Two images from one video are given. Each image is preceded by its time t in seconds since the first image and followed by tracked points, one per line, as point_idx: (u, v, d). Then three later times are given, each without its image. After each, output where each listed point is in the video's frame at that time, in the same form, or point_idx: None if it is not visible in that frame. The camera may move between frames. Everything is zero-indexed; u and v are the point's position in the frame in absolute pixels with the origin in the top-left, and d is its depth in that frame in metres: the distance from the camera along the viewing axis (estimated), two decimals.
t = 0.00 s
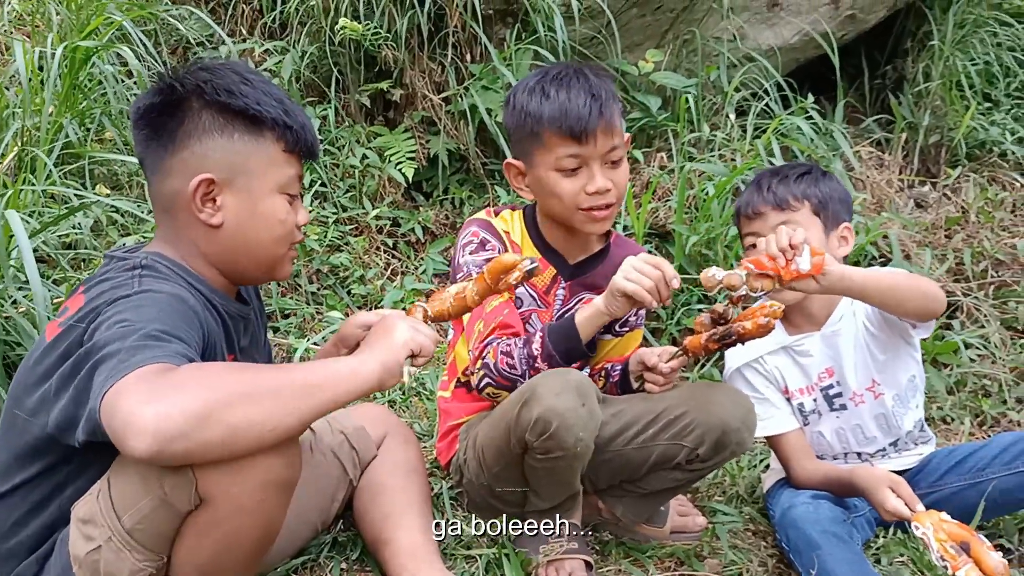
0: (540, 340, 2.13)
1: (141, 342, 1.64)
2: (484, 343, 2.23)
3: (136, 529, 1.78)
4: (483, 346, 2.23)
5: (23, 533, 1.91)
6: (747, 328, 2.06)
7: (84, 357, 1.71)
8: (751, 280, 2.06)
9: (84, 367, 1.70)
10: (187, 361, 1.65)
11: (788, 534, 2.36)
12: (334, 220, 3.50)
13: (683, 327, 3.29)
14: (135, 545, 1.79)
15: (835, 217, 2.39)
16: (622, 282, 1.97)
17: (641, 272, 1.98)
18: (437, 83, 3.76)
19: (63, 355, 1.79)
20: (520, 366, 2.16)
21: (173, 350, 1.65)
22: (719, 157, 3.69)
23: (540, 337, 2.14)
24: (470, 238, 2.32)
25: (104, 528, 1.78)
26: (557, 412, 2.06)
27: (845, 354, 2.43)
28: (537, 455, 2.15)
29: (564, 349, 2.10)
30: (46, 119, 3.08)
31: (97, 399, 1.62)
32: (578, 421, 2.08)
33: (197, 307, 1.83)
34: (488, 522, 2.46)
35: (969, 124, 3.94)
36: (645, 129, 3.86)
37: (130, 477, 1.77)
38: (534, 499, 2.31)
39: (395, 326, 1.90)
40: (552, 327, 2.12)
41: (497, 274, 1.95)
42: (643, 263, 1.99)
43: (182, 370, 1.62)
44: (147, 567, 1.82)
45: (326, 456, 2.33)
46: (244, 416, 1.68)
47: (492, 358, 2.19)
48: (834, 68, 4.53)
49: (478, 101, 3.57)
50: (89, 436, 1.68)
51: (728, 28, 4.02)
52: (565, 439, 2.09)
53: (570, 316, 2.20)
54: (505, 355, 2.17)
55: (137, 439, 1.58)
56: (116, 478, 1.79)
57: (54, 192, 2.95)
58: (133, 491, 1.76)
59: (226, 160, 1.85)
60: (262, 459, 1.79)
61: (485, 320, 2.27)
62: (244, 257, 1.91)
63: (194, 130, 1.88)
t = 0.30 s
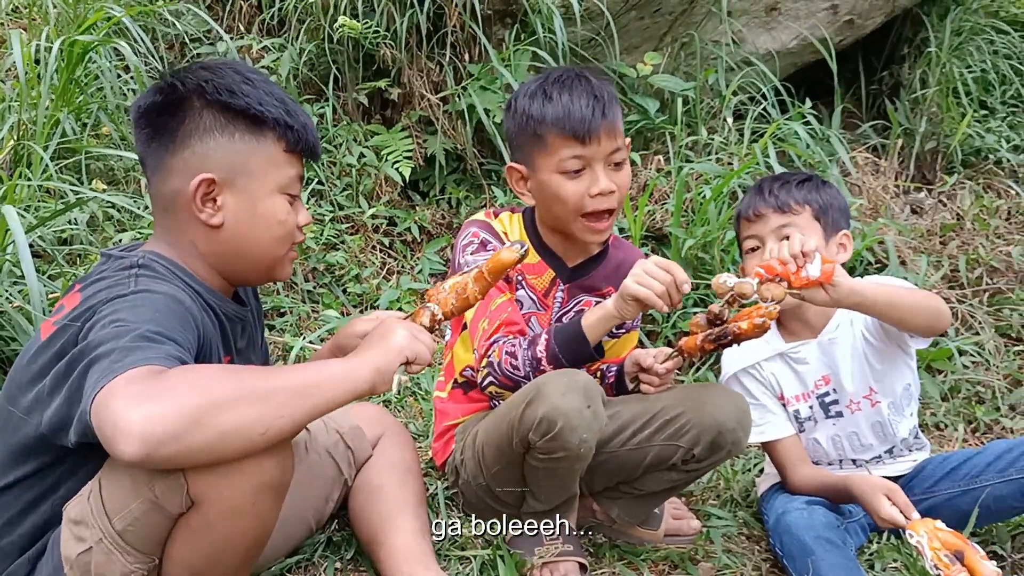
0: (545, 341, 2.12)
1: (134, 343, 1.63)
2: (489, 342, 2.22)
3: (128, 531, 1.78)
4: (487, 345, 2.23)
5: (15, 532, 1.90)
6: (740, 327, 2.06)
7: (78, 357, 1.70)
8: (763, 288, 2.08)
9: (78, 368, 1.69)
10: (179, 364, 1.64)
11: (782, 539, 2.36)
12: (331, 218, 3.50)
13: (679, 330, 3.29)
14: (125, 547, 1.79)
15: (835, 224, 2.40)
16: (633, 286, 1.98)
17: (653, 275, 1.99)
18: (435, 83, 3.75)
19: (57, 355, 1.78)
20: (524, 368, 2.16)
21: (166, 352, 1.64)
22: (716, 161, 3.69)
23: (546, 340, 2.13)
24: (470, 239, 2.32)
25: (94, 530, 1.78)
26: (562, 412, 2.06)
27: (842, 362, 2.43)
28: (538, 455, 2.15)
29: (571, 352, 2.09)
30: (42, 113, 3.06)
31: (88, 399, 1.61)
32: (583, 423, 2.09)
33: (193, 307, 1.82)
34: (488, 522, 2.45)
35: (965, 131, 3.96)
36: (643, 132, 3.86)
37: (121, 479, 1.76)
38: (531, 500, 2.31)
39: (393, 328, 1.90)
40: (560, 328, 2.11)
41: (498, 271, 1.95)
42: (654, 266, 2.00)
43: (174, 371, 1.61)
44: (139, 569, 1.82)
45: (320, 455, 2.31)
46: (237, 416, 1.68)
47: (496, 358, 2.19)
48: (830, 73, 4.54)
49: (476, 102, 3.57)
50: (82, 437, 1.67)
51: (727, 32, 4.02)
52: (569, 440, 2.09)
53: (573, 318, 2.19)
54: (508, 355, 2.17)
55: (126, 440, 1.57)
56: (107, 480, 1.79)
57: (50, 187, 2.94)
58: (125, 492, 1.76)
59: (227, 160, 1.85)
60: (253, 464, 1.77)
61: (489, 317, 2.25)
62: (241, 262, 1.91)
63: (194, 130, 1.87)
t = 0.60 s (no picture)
0: (550, 337, 2.11)
1: (134, 338, 1.62)
2: (495, 334, 2.22)
3: (122, 530, 1.77)
4: (494, 338, 2.22)
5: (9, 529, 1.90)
6: (741, 325, 2.04)
7: (74, 352, 1.69)
8: (779, 285, 2.04)
9: (75, 363, 1.68)
10: (180, 361, 1.63)
11: (779, 541, 2.36)
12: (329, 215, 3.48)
13: (678, 330, 3.29)
14: (120, 547, 1.78)
15: (837, 225, 2.40)
16: (645, 282, 1.97)
17: (665, 270, 1.98)
18: (434, 80, 3.74)
19: (53, 349, 1.77)
20: (527, 365, 2.15)
21: (165, 347, 1.63)
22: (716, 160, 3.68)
23: (551, 336, 2.11)
24: (474, 236, 2.31)
25: (88, 529, 1.77)
26: (564, 409, 2.06)
27: (843, 364, 2.43)
28: (538, 452, 2.14)
29: (576, 350, 2.08)
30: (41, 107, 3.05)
31: (86, 394, 1.59)
32: (585, 421, 2.08)
33: (191, 305, 1.82)
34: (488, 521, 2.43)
35: (965, 133, 3.96)
36: (643, 131, 3.85)
37: (116, 478, 1.75)
38: (529, 499, 2.30)
39: (399, 345, 1.90)
40: (568, 324, 2.09)
41: (497, 271, 1.93)
42: (667, 260, 1.98)
43: (174, 367, 1.60)
44: (133, 568, 1.81)
45: (317, 452, 2.30)
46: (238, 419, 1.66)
47: (502, 353, 2.19)
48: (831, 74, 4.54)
49: (476, 99, 3.56)
50: (78, 430, 1.66)
51: (728, 32, 4.02)
52: (569, 438, 2.09)
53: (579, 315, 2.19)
54: (513, 351, 2.17)
55: (126, 435, 1.55)
56: (101, 478, 1.77)
57: (49, 182, 2.92)
58: (120, 490, 1.75)
59: (223, 157, 1.84)
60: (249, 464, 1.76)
61: (495, 312, 2.26)
62: (239, 260, 1.90)
63: (191, 127, 1.86)
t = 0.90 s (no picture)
0: (558, 339, 2.13)
1: (141, 341, 1.63)
2: (501, 337, 2.22)
3: (123, 535, 1.78)
4: (500, 340, 2.22)
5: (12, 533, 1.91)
6: (745, 334, 2.07)
7: (79, 355, 1.70)
8: (792, 291, 2.06)
9: (79, 365, 1.69)
10: (189, 364, 1.64)
11: (779, 546, 2.36)
12: (332, 220, 3.49)
13: (679, 335, 3.29)
14: (121, 551, 1.79)
15: (840, 232, 2.40)
16: (657, 289, 1.98)
17: (673, 275, 1.99)
18: (437, 86, 3.76)
19: (57, 352, 1.78)
20: (534, 367, 2.16)
21: (173, 350, 1.64)
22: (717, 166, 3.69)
23: (557, 339, 2.13)
24: (482, 237, 2.30)
25: (90, 533, 1.78)
26: (566, 413, 2.07)
27: (847, 371, 2.43)
28: (540, 456, 2.15)
29: (584, 354, 2.10)
30: (46, 113, 3.06)
31: (93, 395, 1.60)
32: (586, 425, 2.08)
33: (195, 310, 1.83)
34: (488, 521, 2.45)
35: (967, 139, 3.97)
36: (645, 137, 3.86)
37: (119, 482, 1.76)
38: (530, 504, 2.32)
39: (409, 376, 1.84)
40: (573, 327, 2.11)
41: (500, 277, 1.93)
42: (674, 265, 1.99)
43: (183, 371, 1.61)
44: (135, 572, 1.82)
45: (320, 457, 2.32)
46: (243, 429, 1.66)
47: (507, 355, 2.19)
48: (832, 80, 4.55)
49: (478, 105, 3.57)
50: (83, 431, 1.67)
51: (729, 38, 4.03)
52: (570, 443, 2.09)
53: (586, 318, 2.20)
54: (519, 353, 2.17)
55: (134, 436, 1.55)
56: (103, 483, 1.79)
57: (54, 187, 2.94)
58: (123, 494, 1.76)
59: (226, 162, 1.85)
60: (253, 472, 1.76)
61: (502, 312, 2.25)
62: (241, 264, 1.91)
63: (194, 133, 1.87)
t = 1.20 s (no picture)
0: (577, 349, 2.11)
1: (143, 358, 1.62)
2: (519, 345, 2.20)
3: (130, 548, 1.78)
4: (516, 349, 2.21)
5: (17, 547, 1.90)
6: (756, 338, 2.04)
7: (82, 370, 1.69)
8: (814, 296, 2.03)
9: (82, 381, 1.68)
10: (190, 381, 1.63)
11: (788, 557, 2.35)
12: (337, 231, 3.49)
13: (686, 344, 3.28)
14: (127, 564, 1.79)
15: (848, 242, 2.40)
16: (678, 300, 1.95)
17: (696, 288, 1.95)
18: (442, 96, 3.76)
19: (62, 366, 1.78)
20: (552, 376, 2.15)
21: (175, 366, 1.63)
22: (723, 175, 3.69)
23: (576, 348, 2.12)
24: (495, 245, 2.29)
25: (97, 546, 1.78)
26: (578, 425, 2.05)
27: (856, 381, 2.41)
28: (550, 467, 2.15)
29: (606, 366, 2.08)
30: (53, 125, 3.07)
31: (95, 414, 1.60)
32: (598, 438, 2.08)
33: (198, 323, 1.82)
34: (488, 522, 2.45)
35: (974, 147, 3.96)
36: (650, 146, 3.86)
37: (124, 495, 1.76)
38: (538, 515, 2.31)
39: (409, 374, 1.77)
40: (594, 342, 2.09)
41: (504, 298, 1.90)
42: (696, 278, 1.97)
43: (186, 389, 1.60)
44: None
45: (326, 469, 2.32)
46: (246, 452, 1.64)
47: (525, 363, 2.18)
48: (838, 88, 4.54)
49: (484, 114, 3.58)
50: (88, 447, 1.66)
51: (735, 47, 4.03)
52: (582, 455, 2.09)
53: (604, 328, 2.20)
54: (538, 362, 2.16)
55: (138, 458, 1.55)
56: (110, 496, 1.79)
57: (61, 199, 2.94)
58: (129, 506, 1.76)
59: (226, 171, 1.85)
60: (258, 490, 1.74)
61: (519, 320, 2.24)
62: (248, 274, 1.90)
63: (195, 142, 1.87)
